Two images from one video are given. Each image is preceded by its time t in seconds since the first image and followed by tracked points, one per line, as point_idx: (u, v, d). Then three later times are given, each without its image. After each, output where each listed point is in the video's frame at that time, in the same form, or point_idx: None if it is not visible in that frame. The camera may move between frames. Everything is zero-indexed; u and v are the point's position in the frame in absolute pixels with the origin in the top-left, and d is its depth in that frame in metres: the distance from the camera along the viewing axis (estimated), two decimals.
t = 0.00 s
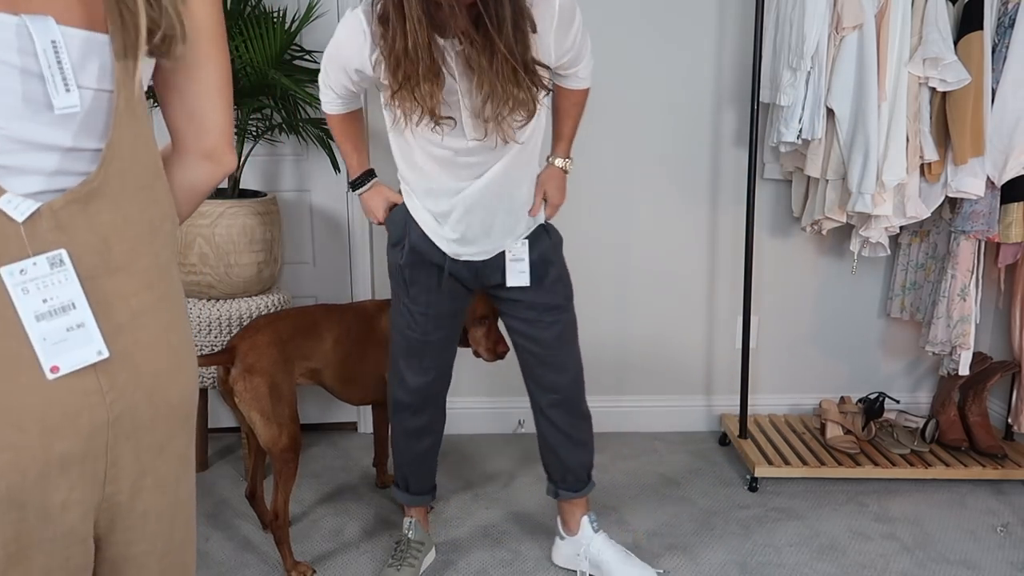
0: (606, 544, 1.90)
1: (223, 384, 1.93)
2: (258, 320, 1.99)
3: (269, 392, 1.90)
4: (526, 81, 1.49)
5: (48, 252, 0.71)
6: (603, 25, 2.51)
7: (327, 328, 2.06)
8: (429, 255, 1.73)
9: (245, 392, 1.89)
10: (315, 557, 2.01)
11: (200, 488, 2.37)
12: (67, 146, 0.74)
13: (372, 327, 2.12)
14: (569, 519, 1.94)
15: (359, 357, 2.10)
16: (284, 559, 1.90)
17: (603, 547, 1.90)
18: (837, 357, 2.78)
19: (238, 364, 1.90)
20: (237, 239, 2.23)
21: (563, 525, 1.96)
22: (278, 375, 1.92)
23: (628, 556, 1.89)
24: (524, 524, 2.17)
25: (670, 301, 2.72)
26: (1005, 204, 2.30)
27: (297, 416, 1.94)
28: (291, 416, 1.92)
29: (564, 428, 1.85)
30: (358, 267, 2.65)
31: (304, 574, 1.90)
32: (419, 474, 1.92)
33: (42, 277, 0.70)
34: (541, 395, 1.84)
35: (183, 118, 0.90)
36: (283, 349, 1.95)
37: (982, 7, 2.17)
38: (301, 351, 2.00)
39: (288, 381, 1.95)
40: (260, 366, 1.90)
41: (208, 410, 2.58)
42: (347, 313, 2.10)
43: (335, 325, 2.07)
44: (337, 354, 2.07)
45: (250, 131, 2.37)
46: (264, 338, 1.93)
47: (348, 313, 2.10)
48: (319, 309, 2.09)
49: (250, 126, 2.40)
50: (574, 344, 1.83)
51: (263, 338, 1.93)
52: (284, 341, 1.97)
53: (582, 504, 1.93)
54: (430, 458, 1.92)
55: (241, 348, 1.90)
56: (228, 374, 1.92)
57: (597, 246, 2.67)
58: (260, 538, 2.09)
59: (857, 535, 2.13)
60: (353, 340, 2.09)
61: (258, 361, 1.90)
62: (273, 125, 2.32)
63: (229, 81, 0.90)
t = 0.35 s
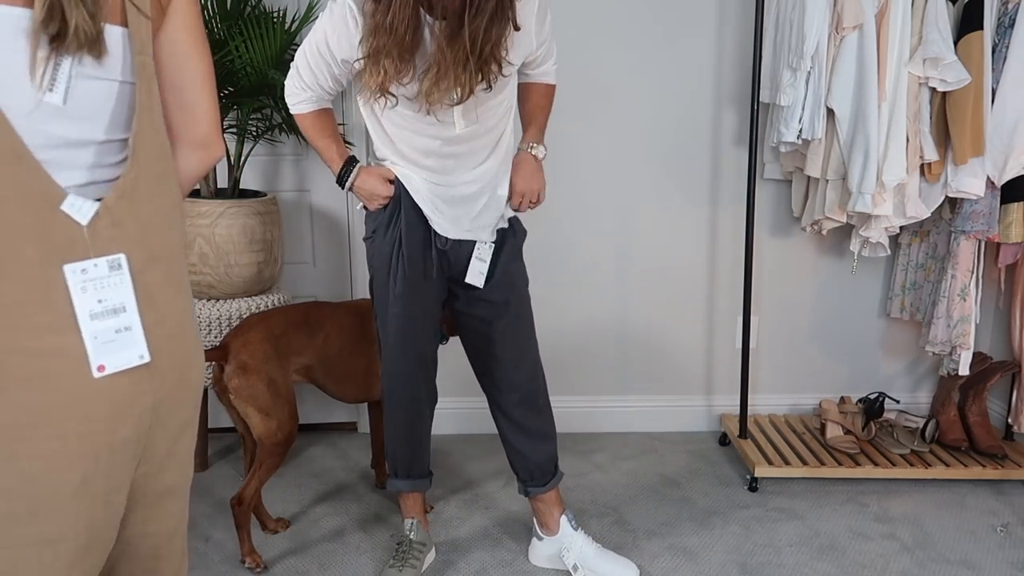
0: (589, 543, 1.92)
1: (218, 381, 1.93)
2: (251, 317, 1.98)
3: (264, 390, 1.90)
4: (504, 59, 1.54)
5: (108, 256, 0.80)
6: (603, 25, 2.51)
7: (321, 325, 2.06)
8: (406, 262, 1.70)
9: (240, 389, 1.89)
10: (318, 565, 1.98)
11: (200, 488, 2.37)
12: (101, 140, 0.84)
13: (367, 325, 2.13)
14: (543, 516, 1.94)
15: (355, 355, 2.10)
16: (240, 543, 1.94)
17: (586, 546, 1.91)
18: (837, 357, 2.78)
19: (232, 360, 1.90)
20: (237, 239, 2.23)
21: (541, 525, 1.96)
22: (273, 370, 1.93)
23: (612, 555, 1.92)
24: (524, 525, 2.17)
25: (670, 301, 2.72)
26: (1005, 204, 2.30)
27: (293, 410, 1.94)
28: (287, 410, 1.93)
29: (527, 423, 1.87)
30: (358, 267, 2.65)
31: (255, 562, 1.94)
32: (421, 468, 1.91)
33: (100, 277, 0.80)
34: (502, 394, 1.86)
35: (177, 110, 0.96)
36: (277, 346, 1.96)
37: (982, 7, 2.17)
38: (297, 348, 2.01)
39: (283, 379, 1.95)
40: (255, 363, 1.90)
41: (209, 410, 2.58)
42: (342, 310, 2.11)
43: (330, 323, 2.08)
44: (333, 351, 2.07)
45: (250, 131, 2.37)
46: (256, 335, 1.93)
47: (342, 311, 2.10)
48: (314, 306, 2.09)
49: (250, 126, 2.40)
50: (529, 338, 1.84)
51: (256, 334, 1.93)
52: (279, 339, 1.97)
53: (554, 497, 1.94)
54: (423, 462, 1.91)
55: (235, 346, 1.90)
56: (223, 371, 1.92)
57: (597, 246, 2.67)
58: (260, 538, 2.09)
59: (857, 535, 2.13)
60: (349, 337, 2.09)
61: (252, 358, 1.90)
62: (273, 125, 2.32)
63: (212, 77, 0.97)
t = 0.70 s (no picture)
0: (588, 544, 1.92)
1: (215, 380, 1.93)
2: (251, 317, 1.98)
3: (260, 391, 1.90)
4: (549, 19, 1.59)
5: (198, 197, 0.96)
6: (603, 25, 2.51)
7: (322, 325, 2.06)
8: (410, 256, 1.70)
9: (235, 388, 1.89)
10: (318, 565, 1.98)
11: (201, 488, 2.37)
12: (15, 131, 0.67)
13: (367, 325, 2.12)
14: (545, 519, 1.94)
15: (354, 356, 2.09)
16: (236, 551, 1.92)
17: (585, 547, 1.91)
18: (837, 357, 2.78)
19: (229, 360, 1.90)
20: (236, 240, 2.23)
21: (542, 525, 1.96)
22: (268, 372, 1.93)
23: (611, 556, 1.92)
24: (525, 525, 2.17)
25: (670, 301, 2.72)
26: (1005, 204, 2.30)
27: (282, 415, 1.93)
28: (276, 415, 1.92)
29: (534, 430, 1.87)
30: (358, 267, 2.65)
31: (252, 570, 1.92)
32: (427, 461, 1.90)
33: (195, 216, 0.95)
34: (509, 398, 1.85)
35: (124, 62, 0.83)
36: (276, 347, 1.95)
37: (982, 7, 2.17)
38: (295, 348, 2.00)
39: (279, 380, 1.95)
40: (252, 363, 1.90)
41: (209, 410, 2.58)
42: (342, 310, 2.10)
43: (331, 323, 2.07)
44: (332, 351, 2.06)
45: (250, 131, 2.37)
46: (256, 335, 1.93)
47: (343, 311, 2.10)
48: (314, 307, 2.09)
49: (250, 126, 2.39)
50: (538, 346, 1.82)
51: (256, 334, 1.93)
52: (278, 339, 1.97)
53: (558, 503, 1.93)
54: (429, 455, 1.90)
55: (234, 345, 1.90)
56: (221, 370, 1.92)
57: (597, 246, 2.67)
58: (260, 538, 2.09)
59: (857, 535, 2.14)
60: (348, 337, 2.09)
61: (250, 358, 1.90)
62: (273, 125, 2.32)
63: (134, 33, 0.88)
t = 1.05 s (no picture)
0: (588, 544, 1.92)
1: (218, 378, 1.93)
2: (255, 316, 1.99)
3: (263, 390, 1.90)
4: None
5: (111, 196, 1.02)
6: (603, 25, 2.51)
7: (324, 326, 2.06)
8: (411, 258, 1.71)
9: (238, 387, 1.89)
10: (318, 565, 1.98)
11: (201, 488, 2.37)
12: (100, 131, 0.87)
13: (368, 326, 2.12)
14: (545, 522, 1.94)
15: (355, 357, 2.10)
16: (237, 551, 1.91)
17: (586, 547, 1.91)
18: (837, 357, 2.78)
19: (233, 359, 1.90)
20: (237, 239, 2.23)
21: (542, 526, 1.96)
22: (272, 373, 1.93)
23: (611, 556, 1.92)
24: (525, 525, 2.17)
25: (670, 301, 2.72)
26: (1005, 204, 2.30)
27: (284, 415, 1.93)
28: (278, 415, 1.92)
29: (538, 438, 1.86)
30: (358, 268, 2.65)
31: (253, 570, 1.92)
32: (428, 463, 1.91)
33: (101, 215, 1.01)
34: (515, 405, 1.84)
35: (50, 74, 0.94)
36: (279, 346, 1.96)
37: (982, 7, 2.17)
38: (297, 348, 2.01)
39: (281, 379, 1.95)
40: (256, 363, 1.90)
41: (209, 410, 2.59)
42: (343, 311, 2.11)
43: (333, 324, 2.08)
44: (333, 352, 2.07)
45: (250, 131, 2.37)
46: (260, 335, 1.93)
47: (345, 312, 2.10)
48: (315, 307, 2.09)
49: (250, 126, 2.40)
50: (544, 356, 1.81)
51: (260, 334, 1.93)
52: (281, 338, 1.97)
53: (560, 507, 1.93)
54: (430, 459, 1.90)
55: (238, 344, 1.90)
56: (224, 369, 1.92)
57: (597, 246, 2.67)
58: (260, 538, 2.09)
59: (857, 535, 2.14)
60: (349, 338, 2.09)
61: (253, 358, 1.91)
62: (273, 125, 2.33)
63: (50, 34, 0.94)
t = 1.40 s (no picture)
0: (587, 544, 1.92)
1: (218, 378, 1.93)
2: (257, 316, 1.98)
3: (264, 390, 1.90)
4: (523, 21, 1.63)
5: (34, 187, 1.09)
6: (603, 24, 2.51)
7: (324, 326, 2.06)
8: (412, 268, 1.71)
9: (240, 387, 1.89)
10: (318, 565, 1.98)
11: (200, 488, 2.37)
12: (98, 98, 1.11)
13: (368, 326, 2.12)
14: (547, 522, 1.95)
15: (356, 357, 2.09)
16: (237, 551, 1.91)
17: (585, 549, 1.91)
18: (837, 357, 2.78)
19: (234, 358, 1.90)
20: (238, 239, 2.23)
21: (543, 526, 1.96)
22: (273, 372, 1.93)
23: (610, 555, 1.92)
24: (525, 525, 2.17)
25: (670, 300, 2.72)
26: (1005, 204, 2.30)
27: (284, 415, 1.93)
28: (278, 414, 1.92)
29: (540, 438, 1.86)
30: (358, 268, 2.65)
31: (253, 570, 1.92)
32: (427, 467, 1.91)
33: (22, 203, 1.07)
34: (515, 407, 1.85)
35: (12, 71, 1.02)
36: (280, 346, 1.96)
37: (982, 7, 2.17)
38: (298, 348, 2.00)
39: (283, 379, 1.95)
40: (257, 363, 1.90)
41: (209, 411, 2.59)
42: (343, 311, 2.10)
43: (333, 323, 2.07)
44: (334, 351, 2.06)
45: (250, 131, 2.37)
46: (262, 335, 1.93)
47: (346, 312, 2.10)
48: (315, 307, 2.09)
49: (250, 126, 2.40)
50: (545, 356, 1.82)
51: (262, 333, 1.93)
52: (282, 338, 1.97)
53: (561, 507, 1.93)
54: (428, 463, 1.91)
55: (239, 344, 1.90)
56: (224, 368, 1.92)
57: (597, 246, 2.67)
58: (260, 538, 2.09)
59: (857, 535, 2.14)
60: (350, 338, 2.09)
61: (255, 357, 1.90)
62: (272, 125, 2.32)
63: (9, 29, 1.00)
